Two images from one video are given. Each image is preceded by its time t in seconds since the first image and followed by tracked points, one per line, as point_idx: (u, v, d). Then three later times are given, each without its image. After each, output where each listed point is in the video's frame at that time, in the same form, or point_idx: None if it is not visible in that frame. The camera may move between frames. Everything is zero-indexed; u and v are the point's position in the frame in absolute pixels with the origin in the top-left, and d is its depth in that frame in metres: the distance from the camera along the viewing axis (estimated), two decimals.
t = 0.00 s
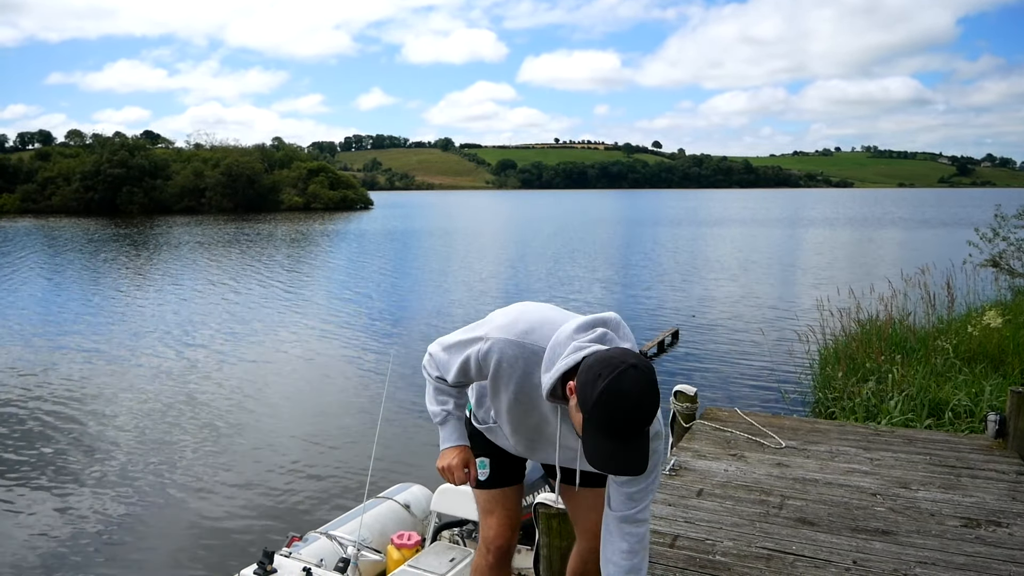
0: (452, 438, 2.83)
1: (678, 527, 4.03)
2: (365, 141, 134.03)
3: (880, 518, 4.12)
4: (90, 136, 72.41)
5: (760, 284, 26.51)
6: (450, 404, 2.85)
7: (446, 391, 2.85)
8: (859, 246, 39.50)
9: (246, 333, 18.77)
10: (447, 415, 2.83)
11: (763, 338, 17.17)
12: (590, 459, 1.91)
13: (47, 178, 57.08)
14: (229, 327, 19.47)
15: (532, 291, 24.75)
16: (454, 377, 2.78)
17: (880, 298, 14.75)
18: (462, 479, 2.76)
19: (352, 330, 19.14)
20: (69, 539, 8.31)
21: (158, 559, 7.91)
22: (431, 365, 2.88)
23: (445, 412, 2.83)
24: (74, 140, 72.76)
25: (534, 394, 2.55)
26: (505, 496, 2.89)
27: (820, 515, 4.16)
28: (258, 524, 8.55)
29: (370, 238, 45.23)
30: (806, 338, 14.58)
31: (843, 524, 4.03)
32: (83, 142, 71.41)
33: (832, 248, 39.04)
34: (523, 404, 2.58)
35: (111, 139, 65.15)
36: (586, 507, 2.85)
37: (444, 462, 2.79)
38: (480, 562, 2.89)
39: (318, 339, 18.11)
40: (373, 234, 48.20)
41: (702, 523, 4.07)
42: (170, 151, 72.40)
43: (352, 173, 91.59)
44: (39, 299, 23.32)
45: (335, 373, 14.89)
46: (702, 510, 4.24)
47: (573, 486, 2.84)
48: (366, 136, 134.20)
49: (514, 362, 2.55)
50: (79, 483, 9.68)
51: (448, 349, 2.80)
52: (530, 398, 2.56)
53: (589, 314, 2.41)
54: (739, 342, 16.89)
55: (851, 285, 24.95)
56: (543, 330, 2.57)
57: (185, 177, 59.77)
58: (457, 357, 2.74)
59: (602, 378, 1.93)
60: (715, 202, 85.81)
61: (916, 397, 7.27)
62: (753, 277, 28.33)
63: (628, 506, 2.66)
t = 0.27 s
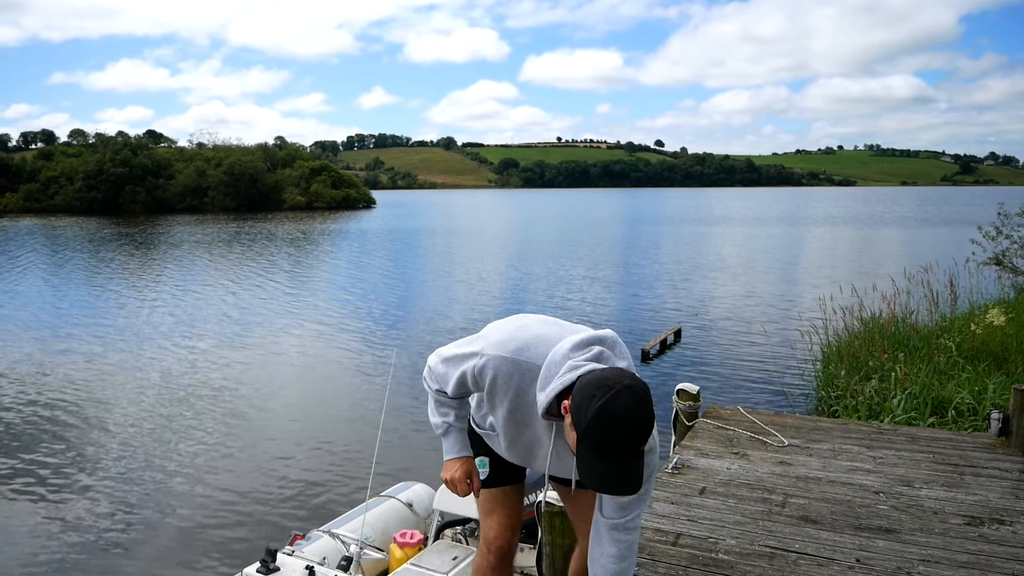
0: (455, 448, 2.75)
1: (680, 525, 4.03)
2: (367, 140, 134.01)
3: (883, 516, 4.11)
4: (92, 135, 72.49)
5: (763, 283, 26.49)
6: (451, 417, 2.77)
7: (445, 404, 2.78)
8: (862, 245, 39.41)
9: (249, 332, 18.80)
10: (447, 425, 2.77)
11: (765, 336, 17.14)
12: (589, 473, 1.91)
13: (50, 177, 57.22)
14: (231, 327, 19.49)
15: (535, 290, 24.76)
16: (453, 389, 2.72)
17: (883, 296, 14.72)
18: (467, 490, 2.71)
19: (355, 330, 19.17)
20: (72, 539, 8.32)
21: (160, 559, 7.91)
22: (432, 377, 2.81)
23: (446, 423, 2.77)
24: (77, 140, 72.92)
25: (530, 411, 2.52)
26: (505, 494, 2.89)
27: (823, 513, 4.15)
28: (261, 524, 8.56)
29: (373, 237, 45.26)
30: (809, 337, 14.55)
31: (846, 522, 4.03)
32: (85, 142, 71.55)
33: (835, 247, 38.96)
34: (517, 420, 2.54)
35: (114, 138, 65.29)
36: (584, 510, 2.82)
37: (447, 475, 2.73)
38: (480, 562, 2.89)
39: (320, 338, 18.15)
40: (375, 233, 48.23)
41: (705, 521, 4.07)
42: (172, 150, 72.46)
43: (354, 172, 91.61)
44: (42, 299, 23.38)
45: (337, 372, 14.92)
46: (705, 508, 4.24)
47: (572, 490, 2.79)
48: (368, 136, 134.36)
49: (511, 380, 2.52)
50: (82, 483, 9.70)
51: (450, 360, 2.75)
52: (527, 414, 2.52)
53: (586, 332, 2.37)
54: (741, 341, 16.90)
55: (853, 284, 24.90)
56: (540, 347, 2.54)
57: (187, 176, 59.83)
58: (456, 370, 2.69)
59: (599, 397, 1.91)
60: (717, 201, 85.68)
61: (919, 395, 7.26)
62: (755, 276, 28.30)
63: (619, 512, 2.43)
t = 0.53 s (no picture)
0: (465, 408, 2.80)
1: (680, 525, 4.03)
2: (367, 139, 133.98)
3: (882, 517, 4.11)
4: (91, 134, 72.43)
5: (762, 283, 26.50)
6: (460, 373, 2.85)
7: (453, 361, 2.85)
8: (862, 246, 39.41)
9: (248, 331, 18.80)
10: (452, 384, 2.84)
11: (765, 337, 17.14)
12: (594, 330, 2.09)
13: (49, 176, 57.22)
14: (230, 326, 19.48)
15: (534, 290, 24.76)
16: (457, 339, 2.81)
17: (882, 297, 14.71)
18: (481, 441, 2.75)
19: (354, 329, 19.17)
20: (71, 539, 8.32)
21: (160, 560, 7.90)
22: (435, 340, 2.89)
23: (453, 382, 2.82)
24: (77, 139, 72.90)
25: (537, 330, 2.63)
26: (508, 495, 2.82)
27: (822, 514, 4.16)
28: (260, 524, 8.55)
29: (373, 237, 45.27)
30: (808, 337, 14.56)
31: (845, 523, 4.03)
32: (85, 141, 71.56)
33: (835, 247, 38.97)
34: (525, 344, 2.65)
35: (114, 136, 65.27)
36: (586, 507, 2.81)
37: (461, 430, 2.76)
38: (482, 566, 2.74)
39: (320, 337, 18.16)
40: (375, 232, 48.22)
41: (704, 521, 4.08)
42: (172, 149, 72.47)
43: (353, 172, 91.60)
44: (42, 298, 23.37)
45: (336, 371, 14.92)
46: (704, 509, 4.24)
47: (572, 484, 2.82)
48: (368, 135, 134.37)
49: (512, 306, 2.64)
50: (81, 483, 9.69)
51: (448, 315, 2.85)
52: (534, 335, 2.63)
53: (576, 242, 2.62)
54: (741, 341, 16.91)
55: (853, 285, 24.91)
56: (530, 266, 2.72)
57: (186, 176, 59.81)
58: (456, 319, 2.77)
59: (592, 268, 2.15)
60: (717, 202, 85.66)
61: (918, 396, 7.26)
62: (755, 276, 28.31)
63: (642, 434, 2.61)
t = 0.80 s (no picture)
0: (496, 346, 2.57)
1: (681, 526, 4.03)
2: (370, 139, 134.21)
3: (885, 519, 4.11)
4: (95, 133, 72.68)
5: (765, 284, 26.50)
6: (482, 322, 2.68)
7: (471, 315, 2.71)
8: (864, 247, 39.40)
9: (250, 331, 18.83)
10: (478, 334, 2.63)
11: (766, 337, 17.15)
12: (585, 140, 2.45)
13: (52, 176, 57.39)
14: (233, 325, 19.52)
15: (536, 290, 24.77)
16: (471, 285, 2.75)
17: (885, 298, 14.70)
18: (519, 365, 2.48)
19: (356, 329, 19.20)
20: (73, 537, 8.34)
21: (161, 558, 7.91)
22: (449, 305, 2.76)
23: (478, 329, 2.63)
24: (80, 139, 73.08)
25: (546, 239, 2.70)
26: (519, 502, 2.66)
27: (824, 515, 4.15)
28: (261, 523, 8.56)
29: (375, 238, 45.34)
30: (811, 338, 14.57)
31: (847, 525, 4.03)
32: (88, 141, 71.75)
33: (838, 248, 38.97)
34: (539, 253, 2.68)
35: (116, 137, 65.43)
36: (593, 511, 2.72)
37: (496, 363, 2.49)
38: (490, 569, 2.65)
39: (321, 337, 18.18)
40: (377, 233, 48.28)
41: (706, 522, 4.06)
42: (175, 149, 72.74)
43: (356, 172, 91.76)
44: (45, 298, 23.46)
45: (338, 372, 14.94)
46: (707, 510, 4.23)
47: (580, 488, 2.72)
48: (370, 136, 134.52)
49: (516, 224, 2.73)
50: (84, 481, 9.71)
51: (455, 277, 2.81)
52: (542, 246, 2.69)
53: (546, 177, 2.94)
54: (743, 342, 16.90)
55: (855, 286, 24.90)
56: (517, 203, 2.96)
57: (189, 176, 60.01)
58: (466, 264, 2.75)
59: (569, 128, 2.60)
60: (719, 203, 85.65)
61: (920, 397, 7.25)
62: (757, 277, 28.32)
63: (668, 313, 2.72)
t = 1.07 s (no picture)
0: (512, 327, 2.51)
1: (685, 529, 4.02)
2: (372, 142, 134.51)
3: (890, 522, 4.09)
4: (99, 137, 72.97)
5: (768, 286, 26.47)
6: (497, 306, 2.64)
7: (487, 300, 2.67)
8: (867, 248, 39.33)
9: (253, 334, 18.85)
10: (494, 316, 2.58)
11: (770, 340, 17.12)
12: (582, 106, 2.50)
13: (56, 178, 57.61)
14: (236, 328, 19.55)
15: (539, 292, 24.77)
16: (485, 269, 2.73)
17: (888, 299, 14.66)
18: (538, 348, 2.43)
19: (359, 332, 19.21)
20: (76, 540, 8.36)
21: (164, 561, 7.93)
22: (465, 290, 2.73)
23: (494, 313, 2.59)
24: (84, 141, 73.32)
25: (555, 217, 2.72)
26: (535, 509, 2.63)
27: (829, 518, 4.14)
28: (264, 526, 8.57)
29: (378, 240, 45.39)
30: (814, 340, 14.54)
31: (852, 528, 4.01)
32: (93, 143, 71.98)
33: (841, 250, 38.92)
34: (549, 232, 2.69)
35: (120, 139, 65.65)
36: (601, 515, 2.71)
37: (513, 345, 2.43)
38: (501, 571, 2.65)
39: (324, 340, 18.19)
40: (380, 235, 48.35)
41: (710, 525, 4.06)
42: (179, 152, 72.99)
43: (359, 174, 91.93)
44: (48, 301, 23.53)
45: (341, 374, 14.95)
46: (710, 513, 4.22)
47: (592, 495, 2.69)
48: (373, 138, 134.73)
49: (524, 206, 2.75)
50: (87, 484, 9.74)
51: (468, 266, 2.80)
52: (552, 225, 2.71)
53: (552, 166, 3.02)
54: (746, 345, 16.88)
55: (859, 288, 24.85)
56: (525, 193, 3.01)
57: (193, 179, 60.20)
58: (478, 249, 2.75)
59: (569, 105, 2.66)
60: (722, 205, 85.59)
61: (925, 400, 7.23)
62: (760, 279, 28.29)
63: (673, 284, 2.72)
